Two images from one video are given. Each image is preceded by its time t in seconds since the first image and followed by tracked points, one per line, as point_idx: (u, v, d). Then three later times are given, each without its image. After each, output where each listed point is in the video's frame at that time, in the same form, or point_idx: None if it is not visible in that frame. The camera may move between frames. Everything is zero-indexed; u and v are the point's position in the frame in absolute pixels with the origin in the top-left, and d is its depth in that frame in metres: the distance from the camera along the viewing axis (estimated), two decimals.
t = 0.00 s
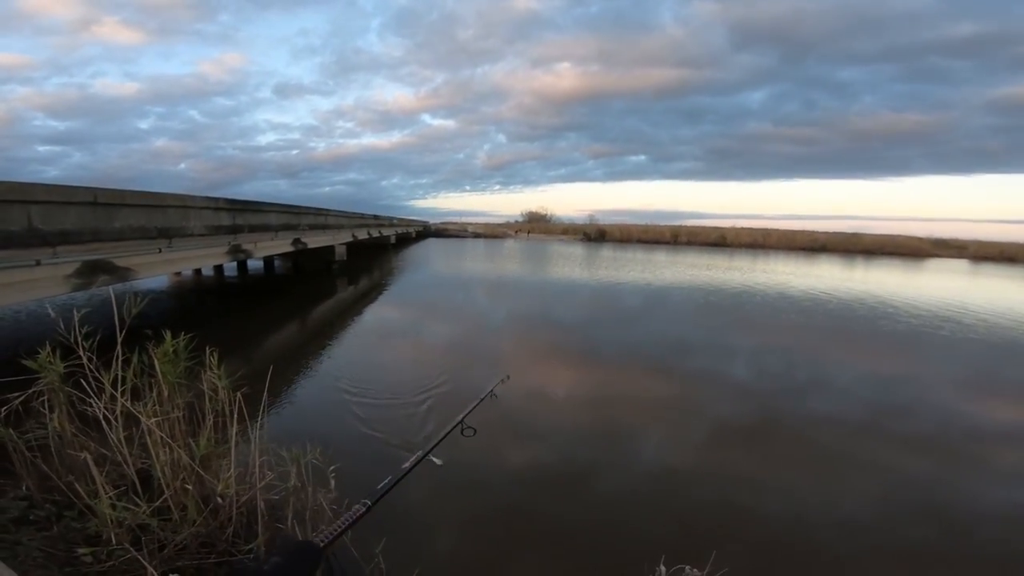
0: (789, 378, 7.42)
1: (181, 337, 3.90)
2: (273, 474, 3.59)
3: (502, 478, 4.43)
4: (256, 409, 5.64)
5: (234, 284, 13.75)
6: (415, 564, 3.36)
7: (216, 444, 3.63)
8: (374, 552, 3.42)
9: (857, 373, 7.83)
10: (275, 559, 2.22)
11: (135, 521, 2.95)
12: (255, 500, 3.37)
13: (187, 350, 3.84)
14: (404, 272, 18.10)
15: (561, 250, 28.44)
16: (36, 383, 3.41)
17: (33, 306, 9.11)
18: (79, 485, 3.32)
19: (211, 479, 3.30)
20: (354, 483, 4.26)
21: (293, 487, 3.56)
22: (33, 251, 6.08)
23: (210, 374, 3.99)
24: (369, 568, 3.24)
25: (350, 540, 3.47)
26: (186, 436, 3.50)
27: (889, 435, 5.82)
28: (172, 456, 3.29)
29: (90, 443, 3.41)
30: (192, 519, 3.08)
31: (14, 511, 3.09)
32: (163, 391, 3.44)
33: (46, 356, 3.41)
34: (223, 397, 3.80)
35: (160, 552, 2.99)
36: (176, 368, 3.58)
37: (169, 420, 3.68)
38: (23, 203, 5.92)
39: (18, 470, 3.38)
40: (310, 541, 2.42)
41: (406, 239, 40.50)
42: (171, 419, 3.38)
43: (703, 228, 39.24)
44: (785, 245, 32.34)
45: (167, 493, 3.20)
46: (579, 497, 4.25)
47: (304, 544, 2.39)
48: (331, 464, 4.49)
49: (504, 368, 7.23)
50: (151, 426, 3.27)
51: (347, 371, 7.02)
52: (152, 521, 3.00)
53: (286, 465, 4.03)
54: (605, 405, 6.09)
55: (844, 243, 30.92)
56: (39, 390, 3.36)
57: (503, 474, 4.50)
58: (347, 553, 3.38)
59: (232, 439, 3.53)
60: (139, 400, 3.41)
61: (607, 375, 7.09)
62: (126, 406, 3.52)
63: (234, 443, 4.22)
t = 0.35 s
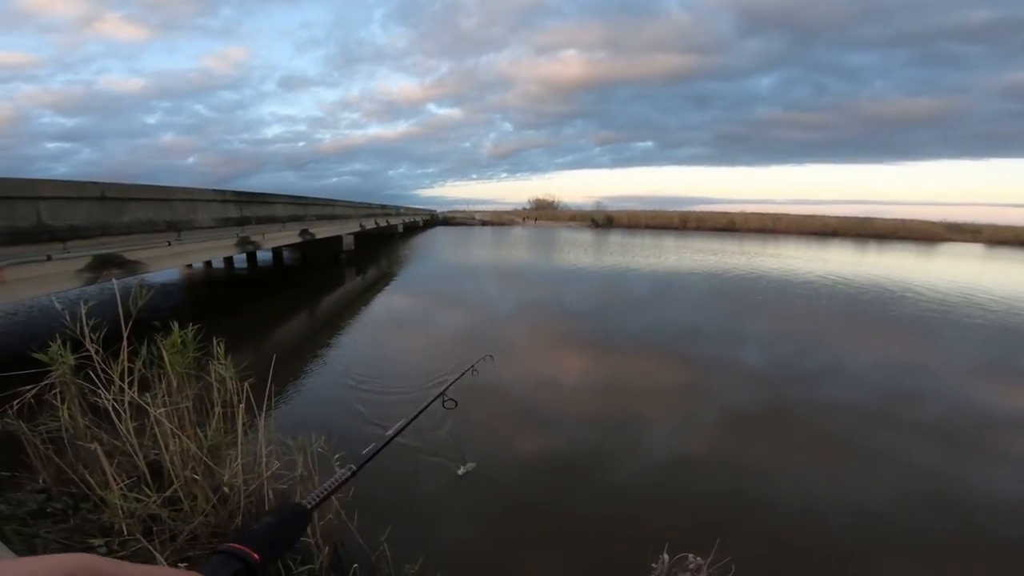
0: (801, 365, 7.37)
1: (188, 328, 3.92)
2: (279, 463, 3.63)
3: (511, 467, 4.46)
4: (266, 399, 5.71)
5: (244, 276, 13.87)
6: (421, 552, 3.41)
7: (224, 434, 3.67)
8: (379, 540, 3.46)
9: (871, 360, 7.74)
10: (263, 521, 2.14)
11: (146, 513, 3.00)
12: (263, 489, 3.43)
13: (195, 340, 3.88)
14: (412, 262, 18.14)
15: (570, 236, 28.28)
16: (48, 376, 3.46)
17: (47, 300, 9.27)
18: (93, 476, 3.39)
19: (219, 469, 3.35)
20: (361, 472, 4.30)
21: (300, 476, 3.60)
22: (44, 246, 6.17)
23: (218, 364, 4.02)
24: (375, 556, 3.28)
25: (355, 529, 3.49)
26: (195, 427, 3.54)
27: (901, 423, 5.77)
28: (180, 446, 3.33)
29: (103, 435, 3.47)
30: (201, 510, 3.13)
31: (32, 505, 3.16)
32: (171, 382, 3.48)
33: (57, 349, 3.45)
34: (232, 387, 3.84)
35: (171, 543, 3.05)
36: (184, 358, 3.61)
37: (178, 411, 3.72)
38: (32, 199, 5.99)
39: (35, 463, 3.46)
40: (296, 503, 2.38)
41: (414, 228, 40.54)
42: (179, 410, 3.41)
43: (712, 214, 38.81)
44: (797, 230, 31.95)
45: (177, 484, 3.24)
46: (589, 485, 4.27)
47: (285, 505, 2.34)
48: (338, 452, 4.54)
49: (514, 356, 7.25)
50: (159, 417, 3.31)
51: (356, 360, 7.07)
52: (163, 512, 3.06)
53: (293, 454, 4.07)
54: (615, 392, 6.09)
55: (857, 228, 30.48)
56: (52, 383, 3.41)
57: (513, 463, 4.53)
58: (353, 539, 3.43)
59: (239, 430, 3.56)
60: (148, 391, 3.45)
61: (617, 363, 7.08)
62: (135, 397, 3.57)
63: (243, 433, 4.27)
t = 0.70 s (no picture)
0: (815, 350, 7.30)
1: (197, 316, 3.96)
2: (288, 450, 3.67)
3: (520, 452, 4.49)
4: (277, 386, 5.78)
5: (255, 264, 14.00)
6: (427, 537, 3.45)
7: (234, 421, 3.72)
8: (386, 525, 3.51)
9: (886, 346, 7.64)
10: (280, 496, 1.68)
11: (160, 501, 3.07)
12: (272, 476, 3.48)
13: (204, 328, 3.92)
14: (422, 249, 18.15)
15: (581, 222, 28.11)
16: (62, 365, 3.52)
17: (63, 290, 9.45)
18: (109, 464, 3.47)
19: (230, 457, 3.40)
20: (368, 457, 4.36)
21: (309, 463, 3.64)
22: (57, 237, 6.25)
23: (227, 351, 4.06)
24: (382, 541, 3.34)
25: (362, 514, 3.54)
26: (205, 414, 3.58)
27: (915, 410, 5.70)
28: (191, 434, 3.38)
29: (117, 424, 3.53)
30: (213, 497, 3.18)
31: (50, 494, 3.24)
32: (181, 371, 3.52)
33: (69, 339, 3.50)
34: (241, 374, 3.88)
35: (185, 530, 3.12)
36: (194, 346, 3.65)
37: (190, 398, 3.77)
38: (43, 191, 6.07)
39: (53, 452, 3.54)
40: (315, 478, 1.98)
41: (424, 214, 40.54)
42: (189, 398, 3.45)
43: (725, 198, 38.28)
44: (812, 214, 31.45)
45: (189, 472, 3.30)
46: (597, 471, 4.28)
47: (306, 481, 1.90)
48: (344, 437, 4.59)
49: (523, 342, 7.25)
50: (170, 406, 3.36)
51: (367, 347, 7.12)
52: (176, 499, 3.12)
53: (302, 441, 4.12)
54: (625, 378, 6.08)
55: (873, 211, 29.91)
56: (66, 373, 3.47)
57: (522, 448, 4.55)
58: (360, 524, 3.48)
59: (248, 417, 3.61)
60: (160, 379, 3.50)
61: (628, 348, 7.05)
62: (147, 386, 3.62)
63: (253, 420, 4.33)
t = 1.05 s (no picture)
0: (831, 339, 7.20)
1: (211, 299, 4.01)
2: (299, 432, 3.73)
3: (530, 438, 4.52)
4: (291, 369, 5.86)
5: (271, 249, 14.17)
6: (433, 520, 3.50)
7: (247, 405, 3.79)
8: (393, 508, 3.57)
9: (904, 336, 7.51)
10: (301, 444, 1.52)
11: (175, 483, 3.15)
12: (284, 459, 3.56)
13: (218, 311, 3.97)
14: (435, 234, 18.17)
15: (594, 208, 27.85)
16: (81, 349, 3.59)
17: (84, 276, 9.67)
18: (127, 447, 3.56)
19: (243, 440, 3.47)
20: (377, 441, 4.41)
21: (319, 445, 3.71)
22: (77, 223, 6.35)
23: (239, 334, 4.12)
24: (389, 524, 3.40)
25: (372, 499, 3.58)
26: (219, 397, 3.65)
27: (933, 401, 5.61)
28: (206, 416, 3.45)
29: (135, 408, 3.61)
30: (227, 479, 3.26)
31: (71, 477, 3.33)
32: (196, 354, 3.59)
33: (87, 324, 3.57)
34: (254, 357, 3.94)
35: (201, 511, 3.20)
36: (209, 330, 3.71)
37: (205, 381, 3.85)
38: (62, 178, 6.17)
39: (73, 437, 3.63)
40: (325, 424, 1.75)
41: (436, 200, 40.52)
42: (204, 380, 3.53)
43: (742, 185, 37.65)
44: (831, 202, 30.84)
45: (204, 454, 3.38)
46: (606, 457, 4.30)
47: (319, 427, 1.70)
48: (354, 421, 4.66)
49: (536, 327, 7.26)
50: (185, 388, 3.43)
51: (380, 331, 7.18)
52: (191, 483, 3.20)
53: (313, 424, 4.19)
54: (638, 364, 6.06)
55: (895, 199, 29.22)
56: (84, 357, 3.55)
57: (533, 433, 4.58)
58: (369, 507, 3.55)
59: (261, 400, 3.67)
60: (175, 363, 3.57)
61: (641, 334, 7.01)
62: (163, 369, 3.69)
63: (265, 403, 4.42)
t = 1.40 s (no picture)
0: (866, 343, 6.98)
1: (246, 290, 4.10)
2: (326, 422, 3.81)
3: (553, 435, 4.52)
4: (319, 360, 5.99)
5: (301, 242, 14.46)
6: (453, 514, 3.53)
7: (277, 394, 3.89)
8: (413, 500, 3.60)
9: (943, 342, 7.22)
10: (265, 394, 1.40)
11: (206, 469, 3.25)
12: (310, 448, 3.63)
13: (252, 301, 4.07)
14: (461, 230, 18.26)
15: (622, 206, 27.56)
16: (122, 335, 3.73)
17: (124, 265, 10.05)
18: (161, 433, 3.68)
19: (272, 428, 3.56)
20: (399, 434, 4.47)
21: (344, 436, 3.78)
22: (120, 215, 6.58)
23: (271, 325, 4.21)
24: (409, 515, 3.44)
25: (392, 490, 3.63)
26: (250, 386, 3.75)
27: (974, 410, 5.38)
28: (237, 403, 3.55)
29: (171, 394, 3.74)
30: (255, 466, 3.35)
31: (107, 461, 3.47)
32: (230, 343, 3.69)
33: (129, 310, 3.70)
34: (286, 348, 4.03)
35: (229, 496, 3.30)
36: (243, 319, 3.81)
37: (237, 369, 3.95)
38: (107, 170, 6.40)
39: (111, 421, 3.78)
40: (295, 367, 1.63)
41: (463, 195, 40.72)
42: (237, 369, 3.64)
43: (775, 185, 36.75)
44: (868, 203, 29.85)
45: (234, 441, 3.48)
46: (628, 456, 4.27)
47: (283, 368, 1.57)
48: (378, 413, 4.74)
49: (560, 324, 7.24)
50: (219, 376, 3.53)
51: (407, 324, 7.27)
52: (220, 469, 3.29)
53: (339, 415, 4.27)
54: (664, 364, 5.99)
55: (937, 201, 28.10)
56: (126, 342, 3.68)
57: (556, 431, 4.58)
58: (390, 498, 3.59)
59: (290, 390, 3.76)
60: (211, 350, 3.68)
61: (668, 334, 6.93)
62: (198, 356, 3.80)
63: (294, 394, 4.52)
